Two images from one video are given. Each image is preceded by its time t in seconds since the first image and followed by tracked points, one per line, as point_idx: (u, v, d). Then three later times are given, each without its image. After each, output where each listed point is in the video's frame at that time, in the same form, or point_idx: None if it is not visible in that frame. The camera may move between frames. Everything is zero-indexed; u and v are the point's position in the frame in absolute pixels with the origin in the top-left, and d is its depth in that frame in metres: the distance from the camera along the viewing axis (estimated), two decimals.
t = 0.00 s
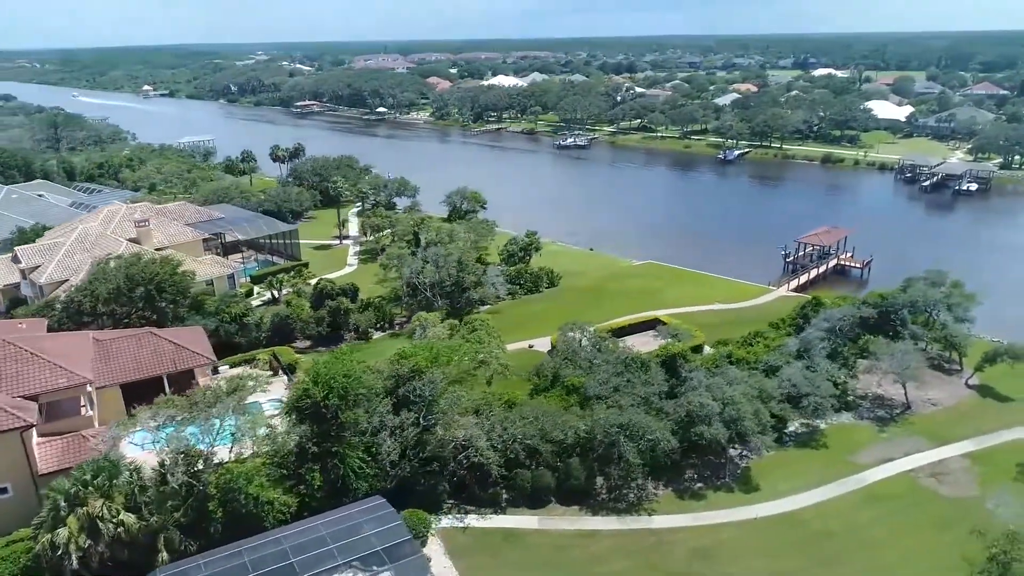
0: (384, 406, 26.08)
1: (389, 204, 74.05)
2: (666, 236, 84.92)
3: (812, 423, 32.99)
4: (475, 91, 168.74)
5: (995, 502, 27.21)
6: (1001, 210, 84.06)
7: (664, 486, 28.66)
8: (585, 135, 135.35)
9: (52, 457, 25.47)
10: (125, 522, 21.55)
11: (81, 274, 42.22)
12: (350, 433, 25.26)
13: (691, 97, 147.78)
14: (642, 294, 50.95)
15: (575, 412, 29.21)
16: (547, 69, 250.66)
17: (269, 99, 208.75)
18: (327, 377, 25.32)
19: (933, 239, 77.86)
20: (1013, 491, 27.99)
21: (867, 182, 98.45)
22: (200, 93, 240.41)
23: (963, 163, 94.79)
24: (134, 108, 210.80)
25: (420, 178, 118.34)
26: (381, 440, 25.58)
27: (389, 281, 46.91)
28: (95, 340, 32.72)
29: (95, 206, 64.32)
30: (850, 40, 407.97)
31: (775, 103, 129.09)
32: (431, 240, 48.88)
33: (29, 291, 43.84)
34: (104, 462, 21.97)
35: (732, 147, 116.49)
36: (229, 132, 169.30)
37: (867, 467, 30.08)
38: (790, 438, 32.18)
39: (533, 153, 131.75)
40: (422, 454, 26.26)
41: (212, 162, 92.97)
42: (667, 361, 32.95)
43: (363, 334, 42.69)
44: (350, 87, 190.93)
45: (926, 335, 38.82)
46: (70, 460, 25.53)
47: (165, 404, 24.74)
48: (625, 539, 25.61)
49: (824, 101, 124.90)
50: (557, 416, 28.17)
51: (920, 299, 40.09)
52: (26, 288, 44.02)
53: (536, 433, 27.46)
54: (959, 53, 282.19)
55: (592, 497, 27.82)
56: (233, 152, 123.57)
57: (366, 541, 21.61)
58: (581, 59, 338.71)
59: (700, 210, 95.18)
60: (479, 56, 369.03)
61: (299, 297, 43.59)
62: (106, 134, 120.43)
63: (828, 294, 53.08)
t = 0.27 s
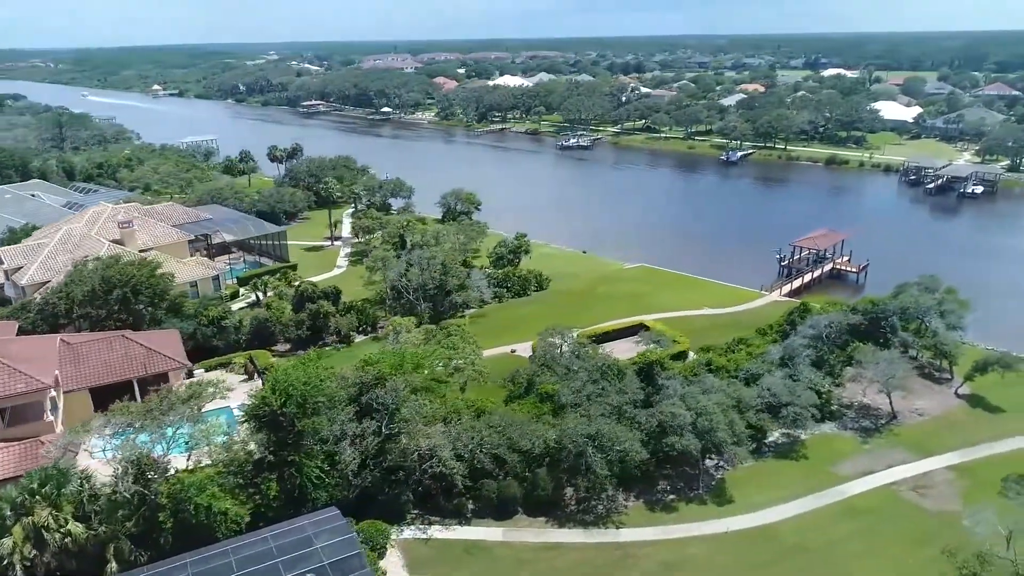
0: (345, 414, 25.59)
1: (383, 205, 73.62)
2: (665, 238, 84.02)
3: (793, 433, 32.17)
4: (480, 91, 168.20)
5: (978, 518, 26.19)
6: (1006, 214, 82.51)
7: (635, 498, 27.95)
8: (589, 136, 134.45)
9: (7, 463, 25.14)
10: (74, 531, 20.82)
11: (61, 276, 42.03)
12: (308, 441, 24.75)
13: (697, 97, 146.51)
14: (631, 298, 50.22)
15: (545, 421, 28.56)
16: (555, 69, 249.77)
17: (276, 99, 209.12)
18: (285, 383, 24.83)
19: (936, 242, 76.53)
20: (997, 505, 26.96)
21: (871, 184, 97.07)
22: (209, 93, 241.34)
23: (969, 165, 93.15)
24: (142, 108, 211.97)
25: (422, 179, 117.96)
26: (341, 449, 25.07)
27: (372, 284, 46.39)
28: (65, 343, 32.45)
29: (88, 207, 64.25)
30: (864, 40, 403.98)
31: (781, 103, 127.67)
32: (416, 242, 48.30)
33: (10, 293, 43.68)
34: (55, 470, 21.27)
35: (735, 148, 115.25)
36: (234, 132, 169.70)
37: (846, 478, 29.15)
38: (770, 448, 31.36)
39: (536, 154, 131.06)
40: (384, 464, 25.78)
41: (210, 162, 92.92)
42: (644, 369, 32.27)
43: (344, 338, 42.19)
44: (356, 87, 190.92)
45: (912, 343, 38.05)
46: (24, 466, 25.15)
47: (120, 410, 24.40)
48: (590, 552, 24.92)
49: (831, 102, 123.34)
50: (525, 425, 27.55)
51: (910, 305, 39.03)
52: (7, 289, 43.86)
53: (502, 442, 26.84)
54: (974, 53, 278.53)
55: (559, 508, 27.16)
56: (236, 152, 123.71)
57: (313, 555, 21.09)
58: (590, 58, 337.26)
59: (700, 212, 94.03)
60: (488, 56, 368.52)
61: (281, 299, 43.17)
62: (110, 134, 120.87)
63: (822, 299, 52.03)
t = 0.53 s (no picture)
0: (304, 422, 25.05)
1: (377, 207, 73.28)
2: (664, 239, 83.06)
3: (772, 443, 31.39)
4: (484, 91, 167.73)
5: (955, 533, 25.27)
6: (1011, 217, 81.03)
7: (603, 510, 27.25)
8: (592, 136, 133.64)
9: None
10: (18, 541, 20.46)
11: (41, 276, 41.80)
12: (265, 449, 24.23)
13: (701, 97, 145.30)
14: (620, 301, 49.46)
15: (513, 430, 27.96)
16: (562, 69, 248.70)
17: (283, 99, 209.54)
18: (241, 390, 24.30)
19: (937, 246, 75.28)
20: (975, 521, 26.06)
21: (875, 186, 95.67)
22: (217, 93, 242.30)
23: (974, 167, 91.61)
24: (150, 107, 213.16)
25: (422, 179, 117.57)
26: (300, 457, 24.51)
27: (355, 287, 45.89)
28: (35, 346, 32.11)
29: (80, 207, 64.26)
30: (876, 40, 400.20)
31: (785, 104, 126.31)
32: (401, 244, 47.74)
33: None
34: None
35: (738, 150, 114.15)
36: (239, 132, 170.15)
37: (823, 492, 28.33)
38: (747, 459, 30.60)
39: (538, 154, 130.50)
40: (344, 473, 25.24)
41: (208, 162, 92.95)
42: (619, 377, 31.66)
43: (325, 341, 41.71)
44: (361, 87, 190.97)
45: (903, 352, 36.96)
46: None
47: (74, 418, 24.03)
48: (552, 566, 24.25)
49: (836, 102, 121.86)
50: (490, 434, 26.90)
51: (898, 312, 38.14)
52: None
53: (465, 452, 26.21)
54: (987, 53, 274.99)
55: (525, 520, 26.51)
56: (239, 152, 123.90)
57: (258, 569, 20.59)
58: (599, 58, 335.79)
59: (701, 214, 92.73)
60: (497, 56, 368.07)
61: (261, 302, 42.78)
62: (114, 133, 121.34)
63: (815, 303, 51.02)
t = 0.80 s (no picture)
0: (261, 430, 24.54)
1: (371, 208, 72.95)
2: (662, 241, 82.12)
3: (749, 454, 30.63)
4: (489, 91, 167.26)
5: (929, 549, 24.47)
6: (1016, 221, 79.55)
7: (569, 522, 26.60)
8: (595, 137, 132.83)
9: None
10: None
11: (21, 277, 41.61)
12: (219, 458, 23.70)
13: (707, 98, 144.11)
14: (607, 305, 48.67)
15: (479, 440, 27.35)
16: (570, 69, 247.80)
17: (290, 98, 209.96)
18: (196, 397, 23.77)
19: (938, 249, 74.01)
20: (952, 538, 25.24)
21: (878, 189, 94.30)
22: (226, 92, 243.21)
23: (979, 169, 90.08)
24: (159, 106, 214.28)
25: (423, 179, 117.20)
26: (255, 466, 23.97)
27: (337, 290, 45.38)
28: (4, 348, 31.85)
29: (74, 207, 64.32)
30: (890, 40, 396.50)
31: (791, 105, 124.93)
32: (384, 246, 47.17)
33: None
34: None
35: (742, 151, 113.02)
36: (245, 132, 170.54)
37: (798, 505, 27.52)
38: (722, 470, 29.84)
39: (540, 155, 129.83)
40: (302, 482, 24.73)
41: (207, 162, 92.99)
42: (593, 385, 30.94)
43: (305, 344, 41.25)
44: (367, 87, 190.98)
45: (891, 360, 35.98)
46: None
47: (27, 424, 23.69)
48: None
49: (842, 103, 120.38)
50: (454, 443, 26.29)
51: (885, 319, 37.29)
52: None
53: (426, 462, 25.60)
54: (1001, 53, 271.45)
55: (488, 532, 25.89)
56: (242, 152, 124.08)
57: None
58: (609, 58, 334.55)
59: (701, 216, 91.53)
60: (506, 55, 367.67)
61: (241, 305, 42.38)
62: (117, 132, 121.79)
63: (807, 308, 50.09)
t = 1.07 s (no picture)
0: (217, 438, 24.09)
1: (365, 209, 72.59)
2: (661, 243, 81.18)
3: (725, 465, 29.85)
4: (494, 91, 166.73)
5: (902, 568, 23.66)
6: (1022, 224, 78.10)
7: (534, 535, 25.94)
8: (599, 137, 131.99)
9: None
10: None
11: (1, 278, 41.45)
12: (173, 466, 23.28)
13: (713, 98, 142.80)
14: (594, 309, 47.94)
15: (443, 449, 26.76)
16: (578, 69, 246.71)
17: (297, 98, 210.21)
18: (150, 404, 23.36)
19: (939, 253, 72.75)
20: (928, 555, 24.42)
21: (882, 191, 92.99)
22: (234, 92, 243.92)
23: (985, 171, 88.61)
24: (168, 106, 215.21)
25: (424, 179, 116.81)
26: (210, 475, 23.51)
27: (320, 293, 44.97)
28: None
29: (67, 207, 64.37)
30: (904, 41, 392.22)
31: (796, 105, 123.55)
32: (368, 248, 46.66)
33: None
34: None
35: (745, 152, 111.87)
36: (250, 131, 170.85)
37: (770, 519, 26.76)
38: (696, 482, 29.11)
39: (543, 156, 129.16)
40: (259, 490, 24.28)
41: (206, 162, 93.01)
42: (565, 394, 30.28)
43: (284, 348, 40.84)
44: (373, 87, 190.92)
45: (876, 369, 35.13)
46: None
47: None
48: None
49: (848, 104, 118.89)
50: (416, 452, 25.71)
51: (872, 326, 36.46)
52: None
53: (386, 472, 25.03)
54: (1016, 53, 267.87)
55: (449, 544, 25.30)
56: (245, 152, 124.21)
57: None
58: (618, 57, 332.95)
59: (702, 218, 90.35)
60: (515, 55, 366.96)
61: (221, 307, 42.04)
62: (121, 130, 122.28)
63: (800, 313, 49.12)
